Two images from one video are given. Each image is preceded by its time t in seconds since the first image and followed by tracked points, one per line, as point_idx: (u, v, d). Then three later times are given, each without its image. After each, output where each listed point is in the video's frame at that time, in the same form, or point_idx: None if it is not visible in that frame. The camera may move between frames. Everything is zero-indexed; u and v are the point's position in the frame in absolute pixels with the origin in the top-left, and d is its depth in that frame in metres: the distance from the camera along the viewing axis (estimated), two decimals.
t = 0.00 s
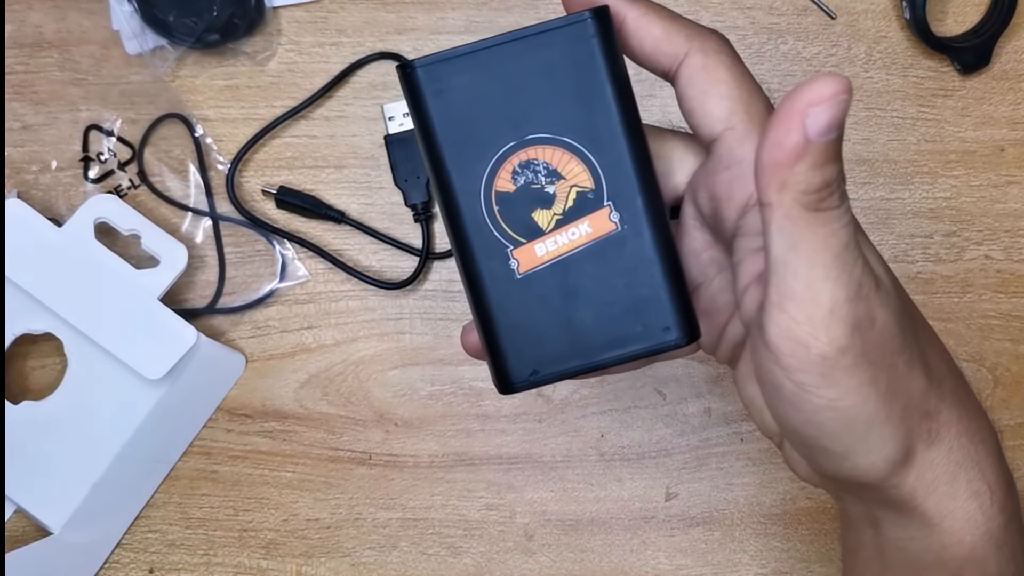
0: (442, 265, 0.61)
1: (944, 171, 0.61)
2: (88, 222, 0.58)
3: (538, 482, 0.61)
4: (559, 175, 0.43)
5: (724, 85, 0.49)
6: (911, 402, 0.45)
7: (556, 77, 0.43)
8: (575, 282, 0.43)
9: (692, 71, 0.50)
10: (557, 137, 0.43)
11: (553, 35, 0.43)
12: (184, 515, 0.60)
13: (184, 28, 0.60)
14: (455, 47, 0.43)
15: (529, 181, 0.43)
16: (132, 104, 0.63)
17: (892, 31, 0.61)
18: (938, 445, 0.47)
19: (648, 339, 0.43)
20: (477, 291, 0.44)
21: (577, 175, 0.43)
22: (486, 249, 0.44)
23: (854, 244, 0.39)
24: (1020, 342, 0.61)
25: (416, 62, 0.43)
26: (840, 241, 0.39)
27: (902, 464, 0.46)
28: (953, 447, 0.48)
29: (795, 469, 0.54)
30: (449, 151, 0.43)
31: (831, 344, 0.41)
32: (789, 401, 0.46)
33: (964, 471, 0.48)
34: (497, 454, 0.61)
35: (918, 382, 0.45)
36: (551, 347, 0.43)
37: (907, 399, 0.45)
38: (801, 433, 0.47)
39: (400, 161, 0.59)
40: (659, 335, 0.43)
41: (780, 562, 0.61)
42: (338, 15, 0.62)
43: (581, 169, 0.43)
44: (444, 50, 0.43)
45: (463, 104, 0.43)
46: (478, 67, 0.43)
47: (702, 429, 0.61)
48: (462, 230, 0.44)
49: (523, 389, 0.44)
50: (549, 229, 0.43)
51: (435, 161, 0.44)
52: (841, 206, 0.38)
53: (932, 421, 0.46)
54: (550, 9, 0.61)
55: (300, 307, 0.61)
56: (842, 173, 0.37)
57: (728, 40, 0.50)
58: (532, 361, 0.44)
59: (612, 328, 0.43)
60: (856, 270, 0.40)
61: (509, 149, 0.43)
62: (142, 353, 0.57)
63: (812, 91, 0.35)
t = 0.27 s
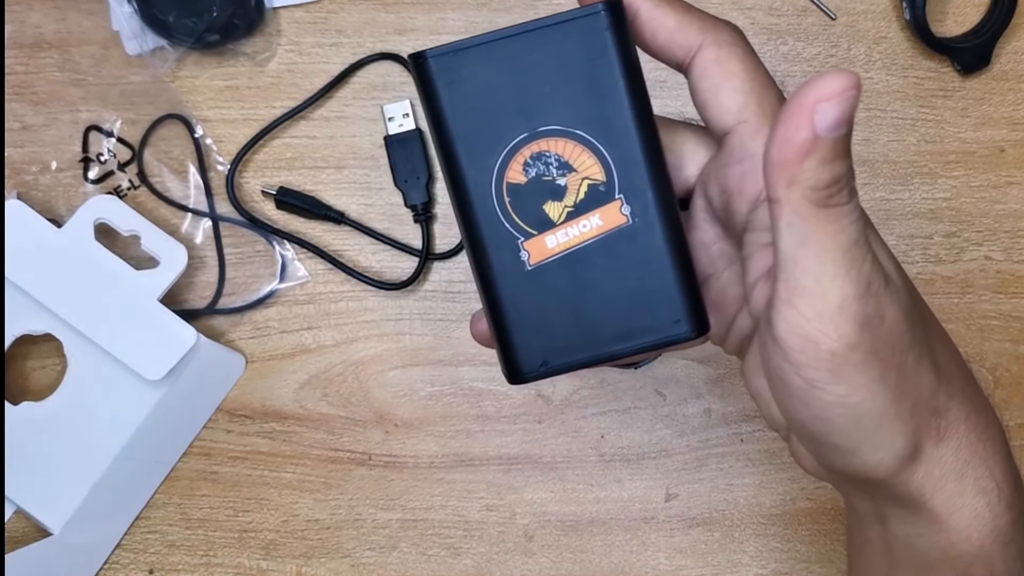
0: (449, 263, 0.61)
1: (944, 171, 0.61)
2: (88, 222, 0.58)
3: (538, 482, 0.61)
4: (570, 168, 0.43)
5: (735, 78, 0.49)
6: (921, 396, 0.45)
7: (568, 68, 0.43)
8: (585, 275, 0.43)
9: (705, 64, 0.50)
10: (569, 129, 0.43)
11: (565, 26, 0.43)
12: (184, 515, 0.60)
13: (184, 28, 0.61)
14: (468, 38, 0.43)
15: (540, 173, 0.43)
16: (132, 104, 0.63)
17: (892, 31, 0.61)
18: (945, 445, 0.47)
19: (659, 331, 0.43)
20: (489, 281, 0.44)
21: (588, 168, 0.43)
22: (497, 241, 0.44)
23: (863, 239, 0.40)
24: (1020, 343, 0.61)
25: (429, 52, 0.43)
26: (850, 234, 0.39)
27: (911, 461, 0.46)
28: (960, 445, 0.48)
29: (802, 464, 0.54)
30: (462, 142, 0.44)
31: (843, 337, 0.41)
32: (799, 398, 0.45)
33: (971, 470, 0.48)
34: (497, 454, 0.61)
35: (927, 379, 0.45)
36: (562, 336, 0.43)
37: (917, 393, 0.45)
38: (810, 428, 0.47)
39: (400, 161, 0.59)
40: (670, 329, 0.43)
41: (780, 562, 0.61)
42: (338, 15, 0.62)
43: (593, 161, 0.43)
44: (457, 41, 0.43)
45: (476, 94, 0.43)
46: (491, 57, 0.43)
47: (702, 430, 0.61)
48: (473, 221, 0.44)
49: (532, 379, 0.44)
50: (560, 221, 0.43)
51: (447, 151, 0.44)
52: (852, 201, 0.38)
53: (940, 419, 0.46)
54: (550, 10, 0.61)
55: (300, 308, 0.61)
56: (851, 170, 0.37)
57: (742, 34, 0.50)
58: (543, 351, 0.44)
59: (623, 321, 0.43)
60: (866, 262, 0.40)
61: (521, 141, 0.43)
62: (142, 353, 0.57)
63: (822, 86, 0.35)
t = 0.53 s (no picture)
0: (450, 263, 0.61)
1: (944, 171, 0.61)
2: (88, 222, 0.58)
3: (538, 482, 0.61)
4: (570, 173, 0.43)
5: (735, 83, 0.49)
6: (923, 404, 0.45)
7: (567, 73, 0.43)
8: (585, 280, 0.43)
9: (705, 68, 0.50)
10: (568, 135, 0.43)
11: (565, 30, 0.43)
12: (184, 516, 0.60)
13: (184, 28, 0.61)
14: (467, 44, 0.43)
15: (540, 178, 0.43)
16: (132, 104, 0.63)
17: (892, 31, 0.61)
18: (945, 451, 0.47)
19: (659, 336, 0.43)
20: (490, 286, 0.44)
21: (588, 174, 0.43)
22: (496, 246, 0.44)
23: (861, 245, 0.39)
24: (1020, 343, 0.61)
25: (428, 56, 0.43)
26: (848, 241, 0.39)
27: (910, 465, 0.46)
28: (962, 451, 0.48)
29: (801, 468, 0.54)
30: (461, 147, 0.44)
31: (842, 345, 0.41)
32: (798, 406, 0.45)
33: (972, 476, 0.48)
34: (498, 454, 0.61)
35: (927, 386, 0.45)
36: (563, 342, 0.43)
37: (919, 399, 0.45)
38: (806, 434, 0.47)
39: (401, 161, 0.59)
40: (670, 335, 0.43)
41: (780, 562, 0.61)
42: (339, 15, 0.62)
43: (592, 168, 0.43)
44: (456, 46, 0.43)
45: (475, 100, 0.43)
46: (490, 63, 0.43)
47: (702, 430, 0.61)
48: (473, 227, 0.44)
49: (533, 384, 0.44)
50: (560, 226, 0.43)
51: (447, 157, 0.44)
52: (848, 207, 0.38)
53: (940, 426, 0.46)
54: (550, 10, 0.62)
55: (301, 307, 0.61)
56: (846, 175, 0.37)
57: (742, 38, 0.50)
58: (544, 357, 0.44)
59: (624, 326, 0.43)
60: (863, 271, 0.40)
61: (521, 146, 0.43)
62: (141, 354, 0.57)
63: (818, 95, 0.35)
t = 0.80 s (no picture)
0: (451, 261, 0.61)
1: (944, 172, 0.61)
2: (88, 223, 0.59)
3: (538, 482, 0.61)
4: (572, 169, 0.42)
5: (736, 82, 0.48)
6: (892, 406, 0.46)
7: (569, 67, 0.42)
8: (586, 276, 0.43)
9: (705, 63, 0.49)
10: (570, 131, 0.42)
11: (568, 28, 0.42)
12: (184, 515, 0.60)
13: (184, 28, 0.61)
14: (469, 38, 0.42)
15: (542, 175, 0.42)
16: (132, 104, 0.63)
17: (893, 31, 0.61)
18: (930, 453, 0.49)
19: (658, 332, 0.43)
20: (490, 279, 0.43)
21: (590, 170, 0.42)
22: (498, 242, 0.43)
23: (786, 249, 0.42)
24: (1020, 343, 0.61)
25: (430, 52, 0.42)
26: (774, 246, 0.41)
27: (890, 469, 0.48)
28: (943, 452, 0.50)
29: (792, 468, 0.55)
30: (461, 142, 0.43)
31: (788, 347, 0.42)
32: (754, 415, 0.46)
33: (955, 476, 0.51)
34: (498, 454, 0.61)
35: (900, 389, 0.47)
36: (564, 335, 0.43)
37: (887, 400, 0.46)
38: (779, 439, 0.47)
39: (401, 162, 0.59)
40: (670, 326, 0.43)
41: (780, 562, 0.61)
42: (339, 15, 0.62)
43: (595, 164, 0.42)
44: (458, 40, 0.42)
45: (478, 96, 0.42)
46: (493, 59, 0.42)
47: (702, 430, 0.61)
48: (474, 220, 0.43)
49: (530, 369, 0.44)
50: (561, 221, 0.42)
51: (448, 152, 0.43)
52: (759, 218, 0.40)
53: (921, 429, 0.48)
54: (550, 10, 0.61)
55: (301, 307, 0.61)
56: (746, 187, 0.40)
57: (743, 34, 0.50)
58: (545, 350, 0.43)
59: (624, 318, 0.43)
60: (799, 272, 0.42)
61: (522, 142, 0.42)
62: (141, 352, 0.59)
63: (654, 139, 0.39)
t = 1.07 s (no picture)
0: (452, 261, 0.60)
1: (944, 171, 0.61)
2: (88, 223, 0.60)
3: (538, 482, 0.61)
4: (540, 186, 0.43)
5: (706, 99, 0.46)
6: (839, 426, 0.45)
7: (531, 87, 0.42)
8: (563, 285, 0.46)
9: (677, 78, 0.47)
10: (535, 151, 0.43)
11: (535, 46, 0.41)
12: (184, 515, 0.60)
13: (185, 28, 0.61)
14: (430, 62, 0.42)
15: (510, 191, 0.44)
16: (133, 104, 0.63)
17: (892, 31, 0.61)
18: (893, 467, 0.48)
19: (619, 331, 0.47)
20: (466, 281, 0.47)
21: (558, 186, 0.44)
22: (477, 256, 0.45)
23: (704, 279, 0.43)
24: (1020, 342, 0.61)
25: (391, 76, 0.42)
26: (689, 279, 0.43)
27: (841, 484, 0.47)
28: (913, 463, 0.49)
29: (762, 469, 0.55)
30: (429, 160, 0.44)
31: (703, 375, 0.43)
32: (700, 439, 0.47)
33: (922, 487, 0.49)
34: (498, 454, 0.61)
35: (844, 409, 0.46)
36: (532, 334, 0.47)
37: (831, 418, 0.45)
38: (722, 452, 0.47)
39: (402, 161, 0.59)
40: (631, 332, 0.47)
41: (780, 562, 0.61)
42: (339, 15, 0.61)
43: (562, 181, 0.43)
44: (419, 63, 0.42)
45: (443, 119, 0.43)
46: (456, 85, 0.42)
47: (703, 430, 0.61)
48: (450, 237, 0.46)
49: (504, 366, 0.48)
50: (532, 233, 0.44)
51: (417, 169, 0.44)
52: (675, 254, 0.42)
53: (880, 443, 0.47)
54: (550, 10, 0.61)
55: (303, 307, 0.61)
56: (665, 228, 0.42)
57: (719, 47, 0.47)
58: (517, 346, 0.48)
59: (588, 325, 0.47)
60: (718, 302, 0.43)
61: (490, 161, 0.43)
62: (142, 352, 0.59)
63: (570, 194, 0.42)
